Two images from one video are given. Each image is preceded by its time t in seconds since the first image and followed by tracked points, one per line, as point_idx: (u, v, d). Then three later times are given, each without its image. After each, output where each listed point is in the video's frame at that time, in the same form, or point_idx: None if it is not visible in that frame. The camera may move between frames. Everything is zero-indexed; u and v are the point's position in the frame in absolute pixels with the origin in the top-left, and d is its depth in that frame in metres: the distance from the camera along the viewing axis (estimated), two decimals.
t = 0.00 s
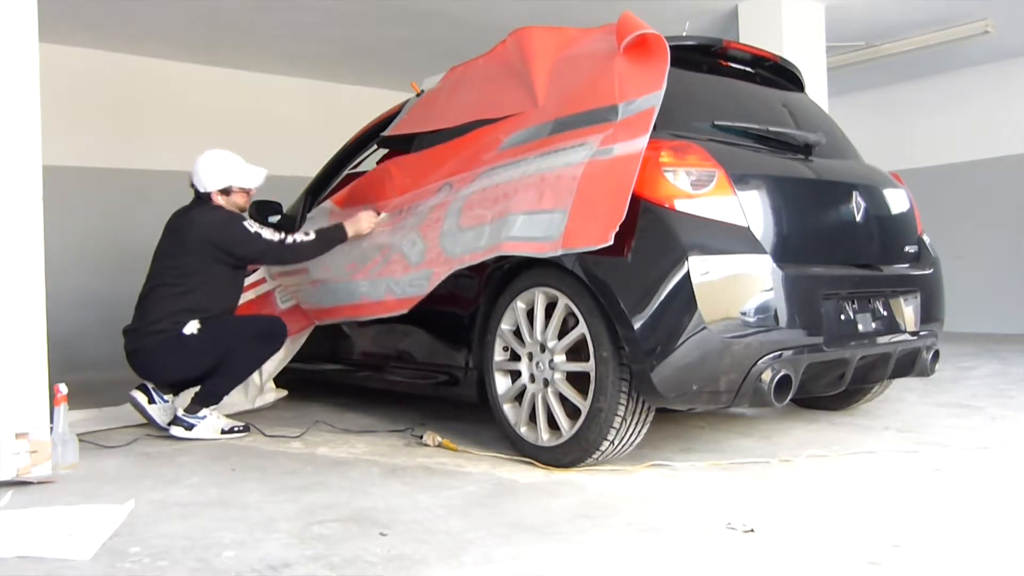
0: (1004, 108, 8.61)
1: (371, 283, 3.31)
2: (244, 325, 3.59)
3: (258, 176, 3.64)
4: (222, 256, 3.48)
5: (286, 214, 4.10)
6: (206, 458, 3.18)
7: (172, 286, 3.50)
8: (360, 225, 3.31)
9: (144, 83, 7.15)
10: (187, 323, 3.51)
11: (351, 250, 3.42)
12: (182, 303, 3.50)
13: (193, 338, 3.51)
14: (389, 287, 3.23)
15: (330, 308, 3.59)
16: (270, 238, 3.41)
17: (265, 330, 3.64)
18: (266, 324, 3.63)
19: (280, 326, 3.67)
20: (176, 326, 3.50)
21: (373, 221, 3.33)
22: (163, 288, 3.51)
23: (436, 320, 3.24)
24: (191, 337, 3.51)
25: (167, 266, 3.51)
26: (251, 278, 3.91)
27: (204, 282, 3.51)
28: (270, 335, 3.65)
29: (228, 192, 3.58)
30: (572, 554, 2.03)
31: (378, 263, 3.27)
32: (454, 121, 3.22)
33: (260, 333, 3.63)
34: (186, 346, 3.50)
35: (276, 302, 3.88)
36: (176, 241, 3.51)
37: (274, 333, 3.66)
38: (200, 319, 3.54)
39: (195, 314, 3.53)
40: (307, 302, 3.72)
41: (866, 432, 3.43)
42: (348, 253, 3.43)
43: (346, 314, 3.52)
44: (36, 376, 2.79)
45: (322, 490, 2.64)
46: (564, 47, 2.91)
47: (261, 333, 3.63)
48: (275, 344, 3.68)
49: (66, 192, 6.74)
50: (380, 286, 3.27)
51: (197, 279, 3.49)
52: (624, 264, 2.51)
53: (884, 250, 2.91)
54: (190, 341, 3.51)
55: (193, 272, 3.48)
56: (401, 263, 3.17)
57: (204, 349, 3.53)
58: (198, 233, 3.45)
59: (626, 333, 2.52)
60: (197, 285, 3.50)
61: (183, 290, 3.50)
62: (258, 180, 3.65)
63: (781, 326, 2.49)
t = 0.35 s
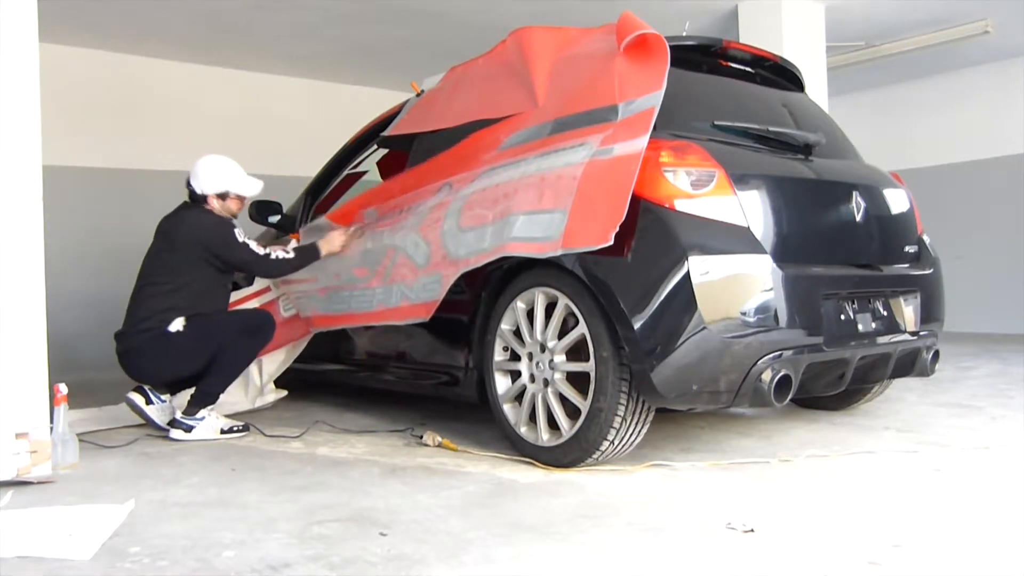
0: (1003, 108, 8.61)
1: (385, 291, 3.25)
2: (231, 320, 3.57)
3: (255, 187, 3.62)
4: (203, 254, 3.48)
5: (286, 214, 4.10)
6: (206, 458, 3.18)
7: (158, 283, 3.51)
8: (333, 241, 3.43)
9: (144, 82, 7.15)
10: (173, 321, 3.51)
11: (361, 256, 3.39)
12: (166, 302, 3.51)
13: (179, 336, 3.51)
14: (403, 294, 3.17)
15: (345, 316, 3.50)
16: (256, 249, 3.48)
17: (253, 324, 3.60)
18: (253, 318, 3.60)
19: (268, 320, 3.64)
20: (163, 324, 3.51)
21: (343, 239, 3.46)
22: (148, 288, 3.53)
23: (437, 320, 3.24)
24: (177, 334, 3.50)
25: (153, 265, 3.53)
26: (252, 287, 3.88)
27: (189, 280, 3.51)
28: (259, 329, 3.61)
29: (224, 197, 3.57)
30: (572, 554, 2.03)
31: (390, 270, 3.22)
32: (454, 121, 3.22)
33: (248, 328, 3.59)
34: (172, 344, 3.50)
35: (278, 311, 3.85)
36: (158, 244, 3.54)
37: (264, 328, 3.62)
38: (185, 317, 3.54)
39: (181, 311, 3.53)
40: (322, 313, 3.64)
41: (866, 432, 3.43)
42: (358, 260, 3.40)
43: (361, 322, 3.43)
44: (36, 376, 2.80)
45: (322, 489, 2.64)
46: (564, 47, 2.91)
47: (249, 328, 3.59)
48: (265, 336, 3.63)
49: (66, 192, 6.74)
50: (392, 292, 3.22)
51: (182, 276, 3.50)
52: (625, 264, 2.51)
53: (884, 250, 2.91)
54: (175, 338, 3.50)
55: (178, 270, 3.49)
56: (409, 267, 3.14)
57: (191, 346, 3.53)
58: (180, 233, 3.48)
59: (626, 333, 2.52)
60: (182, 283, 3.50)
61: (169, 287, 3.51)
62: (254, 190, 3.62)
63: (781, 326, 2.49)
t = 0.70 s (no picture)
0: (1003, 108, 8.61)
1: (388, 292, 3.23)
2: (223, 316, 3.54)
3: (250, 181, 3.67)
4: (192, 251, 3.49)
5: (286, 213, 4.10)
6: (206, 458, 3.18)
7: (149, 284, 3.53)
8: (338, 235, 3.43)
9: (144, 82, 7.15)
10: (164, 320, 3.52)
11: (364, 257, 3.37)
12: (158, 301, 3.52)
13: (170, 335, 3.51)
14: (405, 294, 3.15)
15: (348, 319, 3.48)
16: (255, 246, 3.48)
17: (245, 319, 3.58)
18: (243, 313, 3.58)
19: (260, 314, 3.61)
20: (154, 324, 3.51)
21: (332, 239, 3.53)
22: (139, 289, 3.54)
23: (437, 321, 3.23)
24: (167, 333, 3.51)
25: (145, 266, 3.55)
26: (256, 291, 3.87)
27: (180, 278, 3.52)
28: (251, 323, 3.59)
29: (221, 194, 3.61)
30: (572, 554, 2.03)
31: (393, 271, 3.21)
32: (454, 121, 3.22)
33: (240, 323, 3.57)
34: (165, 344, 3.50)
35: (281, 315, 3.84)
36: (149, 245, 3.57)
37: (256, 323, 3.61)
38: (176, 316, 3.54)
39: (173, 310, 3.53)
40: (324, 316, 3.62)
41: (866, 432, 3.43)
42: (361, 261, 3.39)
43: (364, 325, 3.40)
44: (36, 376, 2.80)
45: (323, 489, 2.64)
46: (564, 47, 2.91)
47: (240, 322, 3.57)
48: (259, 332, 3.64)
49: (66, 192, 6.74)
50: (396, 294, 3.19)
51: (172, 275, 3.51)
52: (625, 264, 2.51)
53: (884, 250, 2.91)
54: (166, 337, 3.51)
55: (169, 269, 3.51)
56: (412, 267, 3.12)
57: (184, 344, 3.52)
58: (169, 232, 3.51)
59: (626, 333, 2.52)
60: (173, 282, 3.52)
61: (160, 287, 3.52)
62: (249, 184, 3.68)
63: (781, 326, 2.49)
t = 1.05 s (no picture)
0: (1004, 109, 8.61)
1: (388, 292, 3.23)
2: (232, 319, 3.56)
3: (260, 181, 3.65)
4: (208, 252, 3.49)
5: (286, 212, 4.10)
6: (206, 458, 3.18)
7: (160, 283, 3.51)
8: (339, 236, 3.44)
9: (144, 82, 7.15)
10: (173, 320, 3.51)
11: (364, 257, 3.37)
12: (168, 300, 3.50)
13: (180, 335, 3.50)
14: (406, 294, 3.15)
15: (348, 319, 3.47)
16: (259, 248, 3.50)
17: (255, 323, 3.60)
18: (253, 317, 3.59)
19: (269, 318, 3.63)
20: (164, 323, 3.50)
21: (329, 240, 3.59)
22: (149, 286, 3.53)
23: (438, 321, 3.23)
24: (177, 334, 3.49)
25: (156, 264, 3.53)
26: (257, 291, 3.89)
27: (191, 279, 3.51)
28: (260, 327, 3.61)
29: (231, 194, 3.60)
30: (572, 554, 2.03)
31: (393, 271, 3.21)
32: (454, 121, 3.22)
33: (249, 327, 3.59)
34: (173, 344, 3.50)
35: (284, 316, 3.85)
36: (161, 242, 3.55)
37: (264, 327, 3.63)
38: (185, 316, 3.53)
39: (182, 310, 3.52)
40: (324, 316, 3.62)
41: (866, 432, 3.43)
42: (362, 261, 3.39)
43: (364, 325, 3.40)
44: (36, 376, 2.80)
45: (323, 489, 2.64)
46: (564, 47, 2.91)
47: (249, 327, 3.58)
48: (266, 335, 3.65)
49: (66, 192, 6.74)
50: (396, 294, 3.19)
51: (183, 276, 3.50)
52: (625, 264, 2.51)
53: (884, 250, 2.91)
54: (175, 337, 3.50)
55: (180, 269, 3.49)
56: (412, 268, 3.12)
57: (192, 345, 3.52)
58: (182, 232, 3.49)
59: (626, 333, 2.52)
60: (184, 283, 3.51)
61: (171, 287, 3.51)
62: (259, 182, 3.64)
63: (781, 326, 2.49)
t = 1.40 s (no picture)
0: (1004, 109, 8.61)
1: (387, 291, 3.23)
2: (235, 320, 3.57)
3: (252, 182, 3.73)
4: (207, 251, 3.51)
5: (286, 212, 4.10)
6: (206, 458, 3.18)
7: (160, 285, 3.50)
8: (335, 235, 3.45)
9: (144, 82, 7.14)
10: (176, 321, 3.50)
11: (364, 257, 3.38)
12: (169, 302, 3.50)
13: (183, 336, 3.50)
14: (405, 294, 3.14)
15: (348, 319, 3.46)
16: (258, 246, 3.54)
17: (257, 323, 3.62)
18: (255, 318, 3.62)
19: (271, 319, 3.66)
20: (165, 325, 3.49)
21: (332, 239, 3.56)
22: (149, 288, 3.52)
23: (438, 321, 3.23)
24: (180, 335, 3.49)
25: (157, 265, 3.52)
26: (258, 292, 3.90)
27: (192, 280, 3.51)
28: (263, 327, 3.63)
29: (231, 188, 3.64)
30: (572, 554, 2.03)
31: (392, 271, 3.21)
32: (455, 121, 3.22)
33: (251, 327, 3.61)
34: (176, 345, 3.49)
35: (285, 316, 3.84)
36: (158, 244, 3.57)
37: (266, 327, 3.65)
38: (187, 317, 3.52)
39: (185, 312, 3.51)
40: (325, 316, 3.61)
41: (866, 432, 3.43)
42: (361, 260, 3.39)
43: (364, 325, 3.39)
44: (36, 376, 2.79)
45: (322, 490, 2.64)
46: (564, 48, 2.91)
47: (251, 327, 3.60)
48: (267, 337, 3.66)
49: (66, 192, 6.74)
50: (395, 293, 3.19)
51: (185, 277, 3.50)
52: (625, 263, 2.51)
53: (884, 250, 2.91)
54: (178, 339, 3.49)
55: (181, 270, 3.49)
56: (411, 267, 3.11)
57: (195, 346, 3.52)
58: (180, 232, 3.51)
59: (626, 333, 2.52)
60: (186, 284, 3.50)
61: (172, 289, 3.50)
62: (256, 183, 3.71)
63: (781, 326, 2.49)
